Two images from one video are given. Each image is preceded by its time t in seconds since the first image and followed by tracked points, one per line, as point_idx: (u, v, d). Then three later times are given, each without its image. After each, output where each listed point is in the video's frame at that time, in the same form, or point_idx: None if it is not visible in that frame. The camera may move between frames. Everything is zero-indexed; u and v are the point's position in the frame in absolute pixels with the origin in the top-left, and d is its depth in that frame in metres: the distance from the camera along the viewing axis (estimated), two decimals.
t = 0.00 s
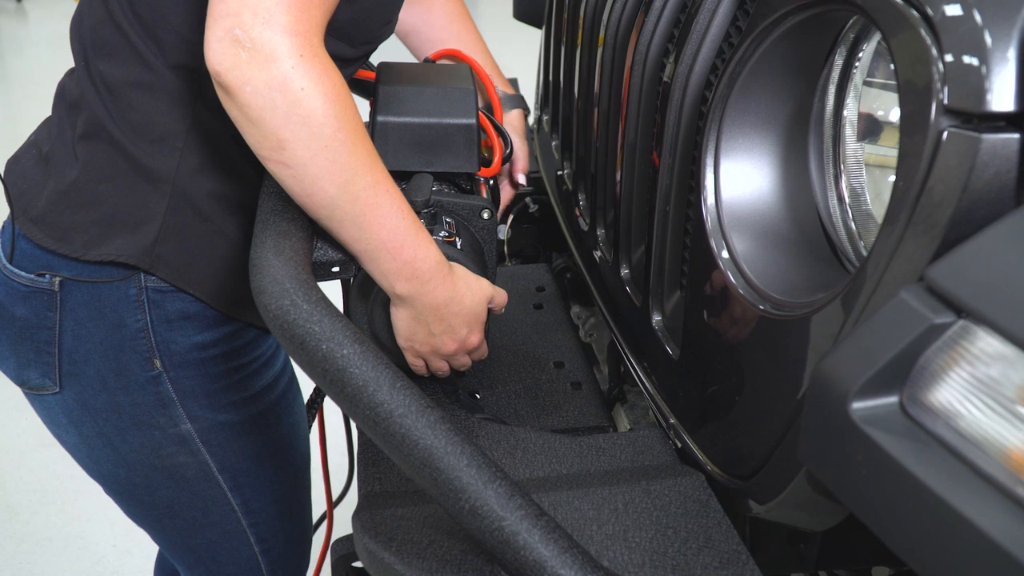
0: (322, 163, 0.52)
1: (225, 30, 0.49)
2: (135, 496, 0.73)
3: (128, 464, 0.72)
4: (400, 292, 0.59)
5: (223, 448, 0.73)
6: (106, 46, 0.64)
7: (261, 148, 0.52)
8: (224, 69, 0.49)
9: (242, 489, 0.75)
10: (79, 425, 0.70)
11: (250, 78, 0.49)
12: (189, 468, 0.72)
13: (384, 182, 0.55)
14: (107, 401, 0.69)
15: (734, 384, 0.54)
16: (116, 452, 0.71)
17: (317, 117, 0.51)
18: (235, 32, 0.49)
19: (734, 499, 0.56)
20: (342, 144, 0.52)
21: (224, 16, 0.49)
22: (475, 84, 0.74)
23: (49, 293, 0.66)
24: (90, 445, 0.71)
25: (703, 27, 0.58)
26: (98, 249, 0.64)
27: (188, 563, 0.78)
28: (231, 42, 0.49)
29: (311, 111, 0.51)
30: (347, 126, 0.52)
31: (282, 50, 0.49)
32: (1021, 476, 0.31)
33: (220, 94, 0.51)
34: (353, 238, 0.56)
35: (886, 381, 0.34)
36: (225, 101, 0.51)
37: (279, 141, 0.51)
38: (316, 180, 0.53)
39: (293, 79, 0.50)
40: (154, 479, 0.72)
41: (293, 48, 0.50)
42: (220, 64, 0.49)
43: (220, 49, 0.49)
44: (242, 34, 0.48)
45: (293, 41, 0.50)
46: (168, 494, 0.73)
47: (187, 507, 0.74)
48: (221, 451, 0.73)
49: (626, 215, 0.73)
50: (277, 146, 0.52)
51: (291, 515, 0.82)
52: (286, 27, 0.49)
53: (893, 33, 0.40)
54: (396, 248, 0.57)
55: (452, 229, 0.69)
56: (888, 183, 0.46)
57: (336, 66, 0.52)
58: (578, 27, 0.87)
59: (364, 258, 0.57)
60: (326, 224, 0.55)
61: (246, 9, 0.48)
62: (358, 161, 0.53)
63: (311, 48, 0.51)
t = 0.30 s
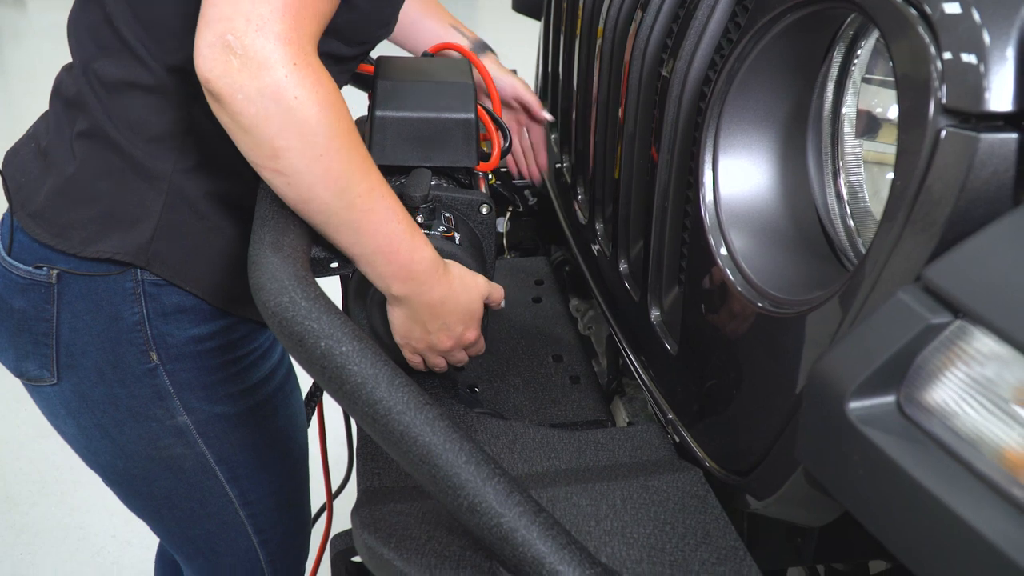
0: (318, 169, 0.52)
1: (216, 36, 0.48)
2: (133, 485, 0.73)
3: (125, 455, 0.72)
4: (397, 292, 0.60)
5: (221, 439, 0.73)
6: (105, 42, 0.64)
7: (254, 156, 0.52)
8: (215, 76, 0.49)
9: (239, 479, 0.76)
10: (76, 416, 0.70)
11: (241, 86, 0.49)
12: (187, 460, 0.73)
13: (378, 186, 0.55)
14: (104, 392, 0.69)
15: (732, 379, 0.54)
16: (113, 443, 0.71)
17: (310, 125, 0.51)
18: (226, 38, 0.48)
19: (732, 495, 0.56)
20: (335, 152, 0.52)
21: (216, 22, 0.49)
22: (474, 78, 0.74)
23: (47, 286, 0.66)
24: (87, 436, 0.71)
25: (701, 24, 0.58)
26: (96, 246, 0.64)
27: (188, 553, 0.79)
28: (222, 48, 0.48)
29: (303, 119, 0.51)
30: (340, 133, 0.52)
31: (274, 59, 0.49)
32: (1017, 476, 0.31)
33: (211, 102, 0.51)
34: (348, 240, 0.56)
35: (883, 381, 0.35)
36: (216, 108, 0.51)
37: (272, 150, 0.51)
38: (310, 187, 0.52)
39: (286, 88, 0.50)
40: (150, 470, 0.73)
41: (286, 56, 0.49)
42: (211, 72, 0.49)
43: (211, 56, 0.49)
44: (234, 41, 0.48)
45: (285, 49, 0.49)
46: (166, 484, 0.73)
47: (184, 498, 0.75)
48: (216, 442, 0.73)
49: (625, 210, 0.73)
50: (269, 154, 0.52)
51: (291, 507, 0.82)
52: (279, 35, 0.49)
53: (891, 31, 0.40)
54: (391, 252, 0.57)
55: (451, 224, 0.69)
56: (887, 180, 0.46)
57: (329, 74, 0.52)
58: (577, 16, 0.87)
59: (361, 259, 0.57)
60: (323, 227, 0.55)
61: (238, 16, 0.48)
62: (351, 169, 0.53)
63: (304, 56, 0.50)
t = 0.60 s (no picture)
0: (330, 163, 0.52)
1: (240, 21, 0.48)
2: (139, 476, 0.74)
3: (133, 446, 0.72)
4: (387, 293, 0.60)
5: (229, 427, 0.74)
6: (106, 34, 0.63)
7: (266, 144, 0.52)
8: (236, 61, 0.48)
9: (246, 466, 0.76)
10: (83, 407, 0.70)
11: (264, 74, 0.49)
12: (194, 449, 0.73)
13: (382, 186, 0.55)
14: (112, 383, 0.69)
15: (731, 369, 0.54)
16: (121, 433, 0.71)
17: (329, 118, 0.51)
18: (251, 23, 0.48)
19: (730, 487, 0.56)
20: (348, 149, 0.52)
21: (241, 6, 0.48)
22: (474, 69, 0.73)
23: (52, 277, 0.65)
24: (94, 427, 0.72)
25: (701, 15, 0.57)
26: (101, 238, 0.63)
27: (193, 542, 0.79)
28: (247, 33, 0.48)
29: (323, 112, 0.50)
30: (355, 130, 0.52)
31: (298, 49, 0.49)
32: (1015, 471, 0.31)
33: (226, 85, 0.50)
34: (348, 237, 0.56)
35: (882, 376, 0.35)
36: (230, 93, 0.50)
37: (287, 139, 0.51)
38: (321, 179, 0.52)
39: (309, 79, 0.49)
40: (159, 460, 0.73)
41: (309, 47, 0.49)
42: (231, 57, 0.48)
43: (234, 40, 0.48)
44: (259, 27, 0.48)
45: (309, 40, 0.49)
46: (174, 473, 0.74)
47: (192, 487, 0.75)
48: (226, 430, 0.73)
49: (624, 201, 0.73)
50: (284, 144, 0.51)
51: (295, 495, 0.82)
52: (303, 26, 0.49)
53: (892, 24, 0.39)
54: (385, 253, 0.57)
55: (451, 215, 0.68)
56: (886, 173, 0.47)
57: (346, 67, 0.52)
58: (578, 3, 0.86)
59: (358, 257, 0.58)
60: (323, 222, 0.55)
61: (265, 2, 0.48)
62: (364, 164, 0.53)
63: (326, 49, 0.50)
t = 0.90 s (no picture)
0: (336, 155, 0.52)
1: (252, 9, 0.47)
2: (141, 470, 0.74)
3: (136, 441, 0.72)
4: (385, 286, 0.60)
5: (232, 420, 0.74)
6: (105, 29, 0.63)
7: (273, 133, 0.51)
8: (247, 48, 0.48)
9: (245, 463, 0.76)
10: (84, 402, 0.70)
11: (275, 63, 0.48)
12: (196, 445, 0.73)
13: (384, 180, 0.55)
14: (115, 378, 0.69)
15: (730, 360, 0.55)
16: (123, 428, 0.71)
17: (338, 108, 0.51)
18: (263, 11, 0.47)
19: (728, 481, 0.57)
20: (354, 140, 0.52)
21: None
22: (474, 60, 0.73)
23: (55, 273, 0.66)
24: (96, 423, 0.72)
25: (700, 9, 0.57)
26: (105, 234, 0.64)
27: (190, 535, 0.79)
28: (259, 22, 0.48)
29: (332, 102, 0.50)
30: (363, 122, 0.52)
31: (308, 38, 0.49)
32: (1011, 469, 0.31)
33: (235, 72, 0.50)
34: (350, 228, 0.56)
35: (879, 373, 0.35)
36: (239, 80, 0.50)
37: (295, 129, 0.51)
38: (328, 170, 0.52)
39: (318, 69, 0.49)
40: (161, 454, 0.73)
41: (319, 37, 0.49)
42: (242, 45, 0.48)
43: (245, 27, 0.48)
44: (271, 15, 0.48)
45: (319, 29, 0.49)
46: (175, 468, 0.74)
47: (193, 481, 0.75)
48: (229, 425, 0.74)
49: (624, 193, 0.73)
50: (291, 133, 0.51)
51: (294, 486, 0.83)
52: (314, 15, 0.49)
53: (892, 21, 0.39)
54: (389, 244, 0.57)
55: (450, 208, 0.68)
56: (885, 168, 0.47)
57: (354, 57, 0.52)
58: None
59: (358, 247, 0.58)
60: (327, 212, 0.55)
61: None
62: (369, 155, 0.53)
63: (335, 38, 0.50)
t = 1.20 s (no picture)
0: (327, 149, 0.52)
1: (238, 6, 0.48)
2: (145, 465, 0.74)
3: (141, 434, 0.72)
4: (386, 275, 0.60)
5: (237, 414, 0.74)
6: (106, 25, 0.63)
7: (264, 129, 0.52)
8: (232, 48, 0.48)
9: (251, 455, 0.77)
10: (91, 397, 0.71)
11: (261, 60, 0.48)
12: (202, 438, 0.73)
13: (382, 170, 0.55)
14: (122, 372, 0.69)
15: (728, 354, 0.55)
16: (130, 422, 0.71)
17: (325, 102, 0.50)
18: (248, 9, 0.48)
19: (728, 476, 0.57)
20: (345, 133, 0.52)
21: None
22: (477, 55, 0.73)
23: (62, 268, 0.66)
24: (103, 417, 0.72)
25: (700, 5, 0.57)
26: (112, 230, 0.64)
27: (191, 529, 0.79)
28: (244, 19, 0.48)
29: (320, 97, 0.50)
30: (353, 114, 0.52)
31: (294, 35, 0.48)
32: (1007, 468, 0.31)
33: (224, 71, 0.50)
34: (347, 219, 0.56)
35: (877, 372, 0.35)
36: (229, 78, 0.50)
37: (285, 124, 0.51)
38: (320, 163, 0.52)
39: (306, 64, 0.49)
40: (165, 449, 0.73)
41: (305, 32, 0.49)
42: (228, 44, 0.48)
43: (231, 26, 0.48)
44: (256, 13, 0.48)
45: (305, 25, 0.49)
46: (180, 462, 0.74)
47: (196, 475, 0.75)
48: (234, 418, 0.74)
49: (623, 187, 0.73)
50: (282, 129, 0.51)
51: (296, 480, 0.83)
52: (299, 10, 0.48)
53: (892, 18, 0.39)
54: (387, 234, 0.57)
55: (452, 202, 0.68)
56: (883, 164, 0.47)
57: (346, 52, 0.52)
58: None
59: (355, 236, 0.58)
60: (322, 204, 0.55)
61: None
62: (361, 148, 0.53)
63: (323, 33, 0.50)
